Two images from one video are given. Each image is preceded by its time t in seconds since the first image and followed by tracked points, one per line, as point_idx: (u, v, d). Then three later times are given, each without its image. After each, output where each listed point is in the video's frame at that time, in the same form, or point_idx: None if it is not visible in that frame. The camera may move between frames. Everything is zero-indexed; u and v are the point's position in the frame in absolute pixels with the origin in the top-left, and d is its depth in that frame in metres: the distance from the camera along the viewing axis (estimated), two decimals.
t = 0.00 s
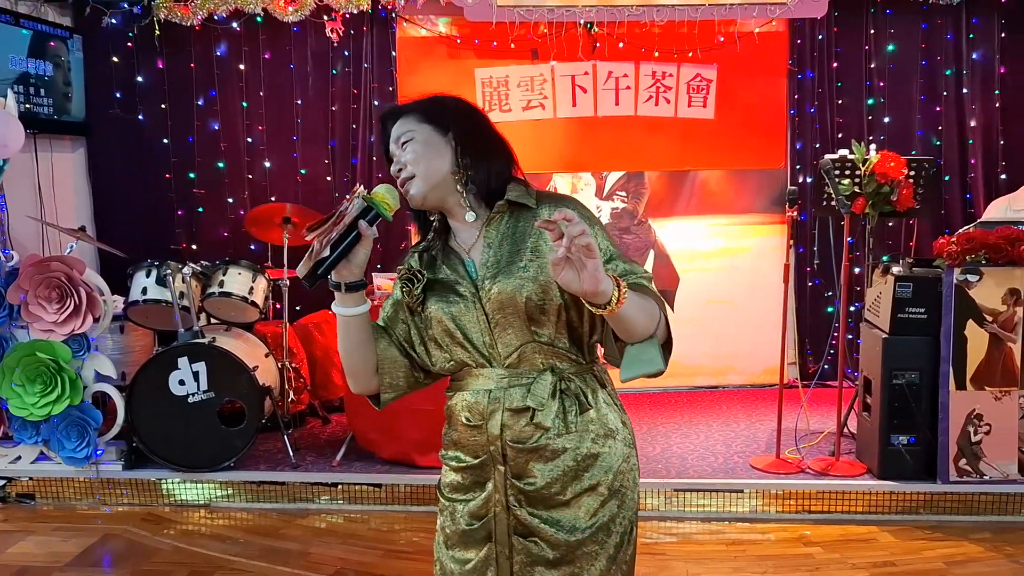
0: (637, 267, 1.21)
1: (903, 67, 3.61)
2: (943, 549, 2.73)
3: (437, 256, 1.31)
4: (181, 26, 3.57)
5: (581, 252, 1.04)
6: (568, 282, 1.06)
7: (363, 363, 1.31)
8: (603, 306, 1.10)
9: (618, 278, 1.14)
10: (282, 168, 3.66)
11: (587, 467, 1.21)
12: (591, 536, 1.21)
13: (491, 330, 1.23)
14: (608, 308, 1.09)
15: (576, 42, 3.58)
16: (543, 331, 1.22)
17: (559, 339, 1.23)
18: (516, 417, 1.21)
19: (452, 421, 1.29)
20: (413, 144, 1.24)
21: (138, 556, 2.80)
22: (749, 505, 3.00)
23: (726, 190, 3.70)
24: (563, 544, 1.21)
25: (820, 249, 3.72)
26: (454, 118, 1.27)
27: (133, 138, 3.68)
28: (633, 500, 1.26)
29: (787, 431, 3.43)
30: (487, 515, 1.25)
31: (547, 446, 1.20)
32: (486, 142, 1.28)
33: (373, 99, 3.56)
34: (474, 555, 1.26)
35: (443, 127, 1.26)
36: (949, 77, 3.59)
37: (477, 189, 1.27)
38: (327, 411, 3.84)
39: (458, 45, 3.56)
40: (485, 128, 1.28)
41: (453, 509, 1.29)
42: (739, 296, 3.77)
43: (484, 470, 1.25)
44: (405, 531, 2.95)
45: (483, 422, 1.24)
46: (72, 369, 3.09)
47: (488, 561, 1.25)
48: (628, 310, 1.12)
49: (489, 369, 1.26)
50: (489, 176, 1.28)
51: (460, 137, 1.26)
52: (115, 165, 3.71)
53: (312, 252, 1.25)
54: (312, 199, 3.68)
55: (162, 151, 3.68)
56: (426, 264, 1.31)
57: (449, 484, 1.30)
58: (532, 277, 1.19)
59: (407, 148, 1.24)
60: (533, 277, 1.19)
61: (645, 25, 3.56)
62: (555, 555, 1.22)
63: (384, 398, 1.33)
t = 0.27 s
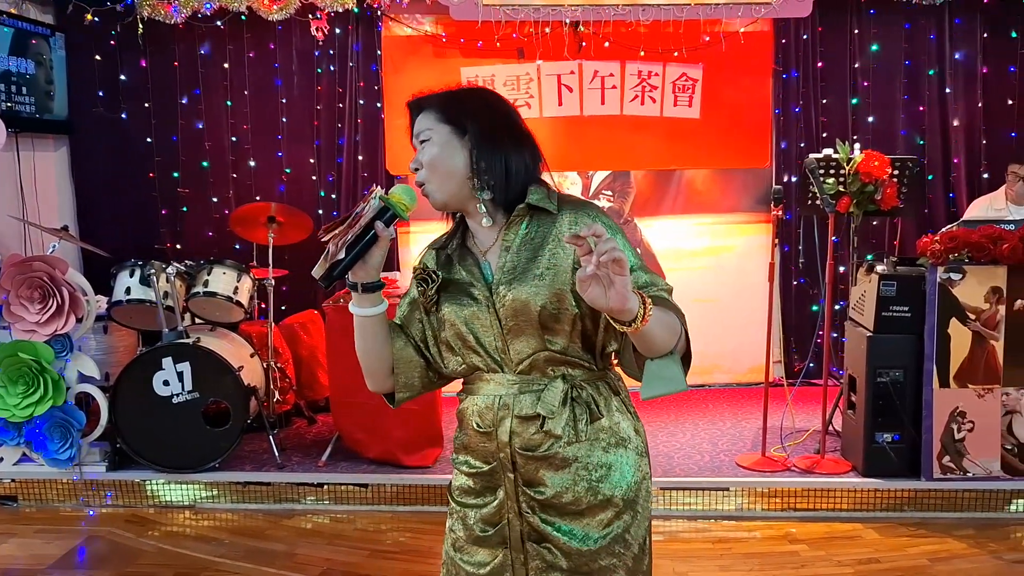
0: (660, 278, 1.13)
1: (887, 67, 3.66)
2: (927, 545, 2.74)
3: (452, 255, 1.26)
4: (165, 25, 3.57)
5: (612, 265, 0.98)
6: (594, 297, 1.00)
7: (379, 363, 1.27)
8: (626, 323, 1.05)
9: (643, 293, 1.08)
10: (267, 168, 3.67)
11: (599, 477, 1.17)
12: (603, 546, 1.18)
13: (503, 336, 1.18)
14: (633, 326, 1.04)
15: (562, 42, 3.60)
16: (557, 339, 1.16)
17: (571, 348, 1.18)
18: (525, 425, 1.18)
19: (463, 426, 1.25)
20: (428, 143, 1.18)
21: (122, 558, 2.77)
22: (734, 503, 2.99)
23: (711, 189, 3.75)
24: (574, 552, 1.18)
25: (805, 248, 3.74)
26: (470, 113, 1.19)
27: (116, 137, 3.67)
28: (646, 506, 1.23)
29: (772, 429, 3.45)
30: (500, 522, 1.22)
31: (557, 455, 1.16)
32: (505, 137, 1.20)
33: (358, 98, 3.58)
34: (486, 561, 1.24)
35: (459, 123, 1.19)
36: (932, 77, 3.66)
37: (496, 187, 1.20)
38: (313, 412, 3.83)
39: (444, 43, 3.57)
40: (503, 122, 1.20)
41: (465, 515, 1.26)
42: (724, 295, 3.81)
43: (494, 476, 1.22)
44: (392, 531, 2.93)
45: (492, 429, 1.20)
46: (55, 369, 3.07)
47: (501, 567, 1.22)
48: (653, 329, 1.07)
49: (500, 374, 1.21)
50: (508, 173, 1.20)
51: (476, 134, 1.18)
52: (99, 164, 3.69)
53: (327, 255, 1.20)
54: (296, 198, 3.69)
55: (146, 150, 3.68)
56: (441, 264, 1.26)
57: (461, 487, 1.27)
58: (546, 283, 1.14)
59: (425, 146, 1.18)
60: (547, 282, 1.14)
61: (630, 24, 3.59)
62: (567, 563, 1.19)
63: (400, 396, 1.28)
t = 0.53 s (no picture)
0: (662, 299, 1.08)
1: (871, 67, 3.70)
2: (912, 543, 2.74)
3: (457, 242, 1.26)
4: (148, 23, 3.56)
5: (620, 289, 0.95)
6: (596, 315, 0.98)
7: (373, 337, 1.26)
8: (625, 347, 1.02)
9: (646, 317, 1.05)
10: (251, 167, 3.67)
11: (575, 481, 1.15)
12: (580, 551, 1.16)
13: (490, 336, 1.16)
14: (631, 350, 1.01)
15: (549, 41, 3.59)
16: (546, 343, 1.14)
17: (557, 355, 1.16)
18: (506, 425, 1.16)
19: (450, 420, 1.24)
20: (445, 130, 1.16)
21: (105, 561, 2.72)
22: (720, 502, 2.98)
23: (697, 188, 3.76)
24: (549, 555, 1.16)
25: (790, 248, 3.79)
26: (490, 102, 1.16)
27: (99, 136, 3.65)
28: (627, 514, 1.20)
29: (758, 428, 3.46)
30: (481, 519, 1.20)
31: (535, 457, 1.15)
32: (523, 130, 1.16)
33: (344, 97, 3.59)
34: (465, 556, 1.21)
35: (479, 112, 1.16)
36: (916, 77, 3.70)
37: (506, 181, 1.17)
38: (298, 412, 3.82)
39: (430, 42, 3.57)
40: (525, 114, 1.17)
41: (446, 508, 1.25)
42: (709, 294, 3.84)
43: (474, 473, 1.20)
44: (379, 531, 2.92)
45: (474, 425, 1.19)
46: (37, 371, 3.03)
47: (479, 564, 1.20)
48: (650, 356, 1.04)
49: (485, 373, 1.19)
50: (522, 166, 1.17)
51: (494, 125, 1.15)
52: (81, 164, 3.67)
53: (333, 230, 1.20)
54: (281, 198, 3.69)
55: (128, 149, 3.66)
56: (445, 252, 1.25)
57: (445, 479, 1.25)
58: (536, 287, 1.11)
59: (441, 132, 1.17)
60: (540, 287, 1.11)
61: (616, 24, 3.59)
62: (543, 566, 1.17)
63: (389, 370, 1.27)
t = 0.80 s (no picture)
0: (641, 325, 1.10)
1: (856, 68, 3.74)
2: (897, 541, 2.75)
3: (450, 233, 1.26)
4: (133, 23, 3.55)
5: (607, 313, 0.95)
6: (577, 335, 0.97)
7: (355, 310, 1.27)
8: (602, 370, 1.01)
9: (623, 344, 1.05)
10: (238, 168, 3.67)
11: (535, 479, 1.18)
12: (537, 546, 1.18)
13: (463, 334, 1.17)
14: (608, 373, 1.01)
15: (536, 42, 3.62)
16: (520, 344, 1.14)
17: (530, 359, 1.16)
18: (471, 420, 1.17)
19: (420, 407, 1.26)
20: (451, 127, 1.15)
21: (90, 564, 2.70)
22: (707, 502, 2.99)
23: (684, 189, 3.79)
24: (506, 548, 1.18)
25: (777, 247, 3.81)
26: (501, 101, 1.14)
27: (84, 137, 3.63)
28: (588, 515, 1.22)
29: (745, 427, 3.48)
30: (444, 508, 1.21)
31: (497, 455, 1.16)
32: (531, 132, 1.15)
33: (331, 97, 3.60)
34: (427, 540, 1.24)
35: (486, 111, 1.14)
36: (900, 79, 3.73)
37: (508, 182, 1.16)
38: (285, 414, 3.81)
39: (417, 43, 3.59)
40: (535, 115, 1.15)
41: (412, 491, 1.27)
42: (695, 294, 3.88)
43: (439, 463, 1.22)
44: (367, 533, 2.91)
45: (441, 418, 1.20)
46: (21, 373, 3.02)
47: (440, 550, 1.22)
48: (625, 383, 1.03)
49: (457, 367, 1.20)
50: (527, 167, 1.16)
51: (501, 125, 1.14)
52: (66, 165, 3.65)
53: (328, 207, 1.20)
54: (268, 198, 3.70)
55: (114, 150, 3.65)
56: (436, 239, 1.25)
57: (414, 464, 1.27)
58: (517, 291, 1.12)
59: (448, 130, 1.15)
60: (515, 290, 1.12)
61: (603, 25, 3.63)
62: (499, 558, 1.19)
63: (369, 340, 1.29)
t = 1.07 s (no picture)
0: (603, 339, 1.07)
1: (844, 68, 3.76)
2: (886, 539, 2.76)
3: (419, 232, 1.27)
4: (119, 21, 3.54)
5: (576, 332, 0.94)
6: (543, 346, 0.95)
7: (322, 296, 1.28)
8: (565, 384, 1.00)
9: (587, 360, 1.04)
10: (225, 168, 3.66)
11: (482, 476, 1.19)
12: (480, 542, 1.19)
13: (421, 332, 1.19)
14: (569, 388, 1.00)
15: (524, 41, 3.63)
16: (477, 344, 1.16)
17: (486, 361, 1.17)
18: (422, 414, 1.19)
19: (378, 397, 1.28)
20: (424, 136, 1.16)
21: (75, 566, 2.66)
22: (697, 501, 2.98)
23: (673, 188, 3.79)
24: (449, 542, 1.19)
25: (765, 247, 3.82)
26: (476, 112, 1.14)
27: (69, 136, 3.61)
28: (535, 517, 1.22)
29: (734, 426, 3.48)
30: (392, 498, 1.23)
31: (445, 451, 1.18)
32: (506, 144, 1.15)
33: (319, 96, 3.59)
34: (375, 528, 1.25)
35: (462, 126, 1.15)
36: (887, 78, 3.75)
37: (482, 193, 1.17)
38: (274, 415, 3.80)
39: (405, 42, 3.61)
40: (511, 127, 1.15)
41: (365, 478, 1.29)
42: (684, 293, 3.89)
43: (390, 454, 1.24)
44: (355, 534, 2.89)
45: (394, 410, 1.23)
46: (6, 374, 2.99)
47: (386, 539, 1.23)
48: (583, 400, 1.03)
49: (413, 362, 1.22)
50: (501, 178, 1.16)
51: (476, 137, 1.14)
52: (51, 164, 3.62)
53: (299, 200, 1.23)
54: (256, 198, 3.69)
55: (100, 150, 3.63)
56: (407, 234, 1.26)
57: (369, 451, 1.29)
58: (480, 294, 1.13)
59: (422, 140, 1.16)
60: (472, 291, 1.13)
61: (592, 24, 3.65)
62: (443, 551, 1.20)
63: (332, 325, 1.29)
